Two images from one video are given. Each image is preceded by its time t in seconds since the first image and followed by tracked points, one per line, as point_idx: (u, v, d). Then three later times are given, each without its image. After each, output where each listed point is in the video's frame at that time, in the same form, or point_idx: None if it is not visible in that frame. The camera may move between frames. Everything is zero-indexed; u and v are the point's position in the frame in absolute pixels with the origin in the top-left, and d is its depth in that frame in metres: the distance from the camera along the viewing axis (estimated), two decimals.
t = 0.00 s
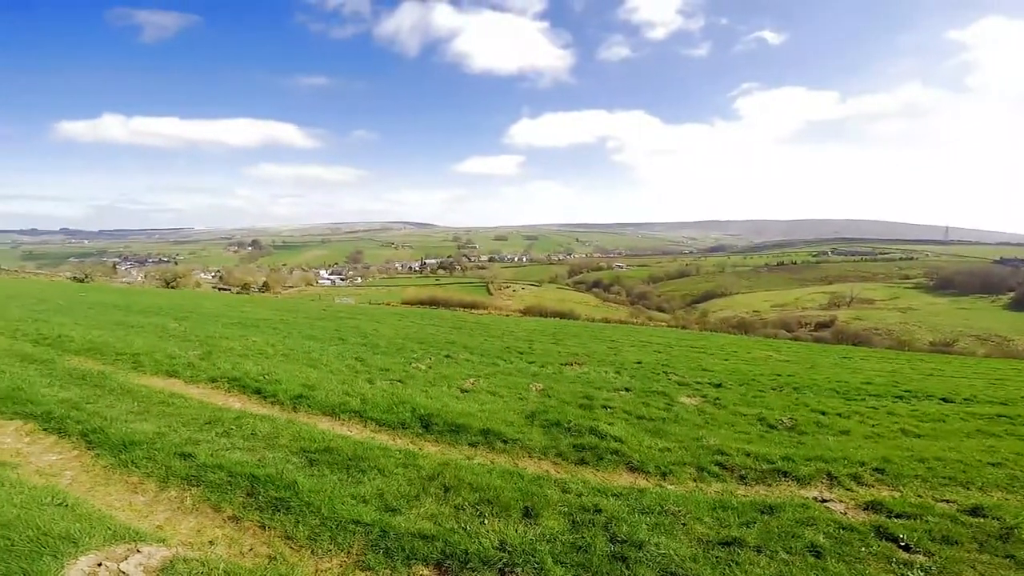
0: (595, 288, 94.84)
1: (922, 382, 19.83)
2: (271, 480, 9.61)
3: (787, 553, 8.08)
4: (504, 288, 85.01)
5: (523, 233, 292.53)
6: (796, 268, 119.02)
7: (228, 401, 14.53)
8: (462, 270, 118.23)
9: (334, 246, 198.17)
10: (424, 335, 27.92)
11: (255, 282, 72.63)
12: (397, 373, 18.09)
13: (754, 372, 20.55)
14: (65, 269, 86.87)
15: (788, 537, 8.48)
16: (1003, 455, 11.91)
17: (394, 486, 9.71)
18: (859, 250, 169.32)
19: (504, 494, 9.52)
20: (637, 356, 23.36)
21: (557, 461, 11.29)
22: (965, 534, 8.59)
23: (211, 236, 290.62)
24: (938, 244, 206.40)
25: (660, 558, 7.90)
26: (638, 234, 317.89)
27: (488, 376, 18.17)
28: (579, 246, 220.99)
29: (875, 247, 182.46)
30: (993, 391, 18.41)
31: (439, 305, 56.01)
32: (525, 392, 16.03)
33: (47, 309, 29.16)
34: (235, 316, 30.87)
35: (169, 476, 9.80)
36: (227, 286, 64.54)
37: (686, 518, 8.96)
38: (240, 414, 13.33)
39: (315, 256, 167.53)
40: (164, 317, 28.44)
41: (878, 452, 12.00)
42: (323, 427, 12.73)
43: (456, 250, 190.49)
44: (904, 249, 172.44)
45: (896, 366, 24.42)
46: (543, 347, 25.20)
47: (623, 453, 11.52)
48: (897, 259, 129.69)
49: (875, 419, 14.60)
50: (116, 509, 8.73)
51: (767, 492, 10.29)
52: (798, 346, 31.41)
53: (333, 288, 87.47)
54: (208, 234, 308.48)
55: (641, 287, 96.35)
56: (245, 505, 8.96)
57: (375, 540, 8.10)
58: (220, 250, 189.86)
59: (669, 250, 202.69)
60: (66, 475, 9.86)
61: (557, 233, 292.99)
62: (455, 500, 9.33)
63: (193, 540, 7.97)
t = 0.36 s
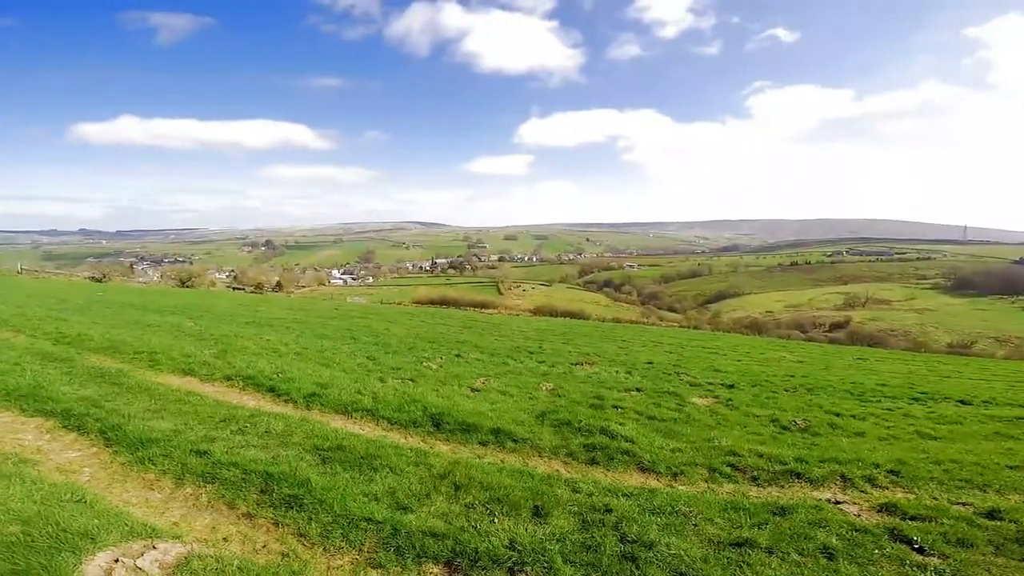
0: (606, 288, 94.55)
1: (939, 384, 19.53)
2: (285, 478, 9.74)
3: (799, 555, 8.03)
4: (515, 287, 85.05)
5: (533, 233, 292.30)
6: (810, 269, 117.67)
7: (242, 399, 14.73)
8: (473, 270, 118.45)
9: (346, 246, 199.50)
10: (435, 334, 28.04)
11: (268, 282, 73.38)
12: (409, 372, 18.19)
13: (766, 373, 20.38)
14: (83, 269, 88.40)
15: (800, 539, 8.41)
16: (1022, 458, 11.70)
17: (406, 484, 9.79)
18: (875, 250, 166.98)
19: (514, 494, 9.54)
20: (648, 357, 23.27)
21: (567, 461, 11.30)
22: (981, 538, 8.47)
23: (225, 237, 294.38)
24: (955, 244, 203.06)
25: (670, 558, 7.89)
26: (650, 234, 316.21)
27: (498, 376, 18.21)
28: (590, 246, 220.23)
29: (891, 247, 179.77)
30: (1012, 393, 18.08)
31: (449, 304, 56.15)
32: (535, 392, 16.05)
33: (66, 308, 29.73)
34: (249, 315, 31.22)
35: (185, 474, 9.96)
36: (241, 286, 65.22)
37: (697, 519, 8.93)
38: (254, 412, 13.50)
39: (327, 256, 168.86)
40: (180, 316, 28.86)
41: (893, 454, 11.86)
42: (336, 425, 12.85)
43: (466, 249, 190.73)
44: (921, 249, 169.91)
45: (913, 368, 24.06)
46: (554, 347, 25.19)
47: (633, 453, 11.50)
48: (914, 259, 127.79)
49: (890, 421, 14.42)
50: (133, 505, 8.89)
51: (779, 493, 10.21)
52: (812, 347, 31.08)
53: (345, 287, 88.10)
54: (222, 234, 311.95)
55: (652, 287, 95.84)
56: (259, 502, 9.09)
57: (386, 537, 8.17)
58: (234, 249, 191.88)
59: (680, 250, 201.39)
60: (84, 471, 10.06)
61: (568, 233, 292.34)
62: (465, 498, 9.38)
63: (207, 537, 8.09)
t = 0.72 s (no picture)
0: (619, 288, 94.12)
1: (959, 385, 19.18)
2: (301, 475, 9.87)
3: (814, 556, 7.95)
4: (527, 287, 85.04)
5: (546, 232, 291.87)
6: (826, 268, 116.00)
7: (259, 397, 14.93)
8: (485, 270, 118.64)
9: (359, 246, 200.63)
10: (447, 333, 28.15)
11: (283, 281, 74.16)
12: (422, 370, 18.30)
13: (782, 373, 20.17)
14: (103, 268, 90.14)
15: (815, 540, 8.33)
16: None
17: (419, 482, 9.86)
18: (893, 249, 164.13)
19: (526, 493, 9.56)
20: (662, 357, 23.15)
21: (580, 460, 11.30)
22: (1002, 540, 8.32)
23: (241, 236, 298.13)
24: (977, 242, 198.78)
25: (683, 558, 7.85)
26: (663, 233, 314.03)
27: (510, 375, 18.23)
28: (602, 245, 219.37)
29: (910, 246, 176.39)
30: None
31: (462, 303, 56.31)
32: (548, 391, 16.06)
33: (87, 307, 30.33)
34: (265, 314, 31.61)
35: (203, 470, 10.14)
36: (257, 285, 65.96)
37: (711, 519, 8.88)
38: (270, 410, 13.69)
39: (341, 256, 170.12)
40: (197, 315, 29.31)
41: (911, 455, 11.67)
42: (350, 423, 12.98)
43: (478, 249, 190.88)
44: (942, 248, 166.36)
45: (932, 368, 23.64)
46: (566, 347, 25.16)
47: (647, 453, 11.46)
48: (934, 259, 125.42)
49: (909, 422, 14.18)
50: (153, 501, 9.07)
51: (794, 494, 10.12)
52: (828, 347, 30.70)
53: (358, 286, 88.69)
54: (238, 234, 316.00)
55: (666, 287, 95.20)
56: (275, 499, 9.21)
57: (400, 535, 8.24)
58: (250, 249, 194.37)
59: (694, 249, 199.72)
60: (106, 468, 10.28)
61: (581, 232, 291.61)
62: (478, 497, 9.41)
63: (224, 533, 8.22)
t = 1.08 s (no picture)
0: (634, 288, 93.57)
1: (983, 389, 18.77)
2: (316, 471, 10.02)
3: (829, 560, 7.86)
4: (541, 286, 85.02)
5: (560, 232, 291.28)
6: (846, 269, 114.10)
7: (276, 394, 15.17)
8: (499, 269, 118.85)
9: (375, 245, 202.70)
10: (462, 332, 28.28)
11: (300, 279, 75.03)
12: (436, 369, 18.41)
13: (800, 376, 19.90)
14: (126, 266, 92.12)
15: (831, 543, 8.24)
16: None
17: (432, 480, 9.94)
18: (915, 250, 160.73)
19: (538, 492, 9.59)
20: (677, 358, 22.99)
21: (592, 461, 11.29)
22: None
23: (259, 235, 302.35)
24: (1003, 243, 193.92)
25: (696, 560, 7.82)
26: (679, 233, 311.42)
27: (524, 375, 18.28)
28: (617, 245, 218.22)
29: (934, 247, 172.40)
30: None
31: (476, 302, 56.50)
32: (561, 391, 16.07)
33: (111, 304, 31.03)
34: (282, 311, 32.08)
35: (222, 465, 10.34)
36: (274, 283, 66.85)
37: (725, 521, 8.82)
38: (288, 406, 13.90)
39: (357, 254, 171.61)
40: (217, 312, 29.81)
41: (932, 459, 11.46)
42: (366, 420, 13.13)
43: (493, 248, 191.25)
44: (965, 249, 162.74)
45: (956, 372, 23.15)
46: (580, 347, 25.13)
47: (661, 454, 11.41)
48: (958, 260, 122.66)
49: (930, 426, 13.91)
50: (173, 495, 9.28)
51: (810, 497, 10.00)
52: (848, 350, 30.24)
53: (373, 285, 89.35)
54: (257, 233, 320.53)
55: (681, 287, 94.41)
56: (291, 495, 9.36)
57: (412, 532, 8.33)
58: (268, 248, 197.07)
59: (710, 250, 197.72)
60: (128, 462, 10.54)
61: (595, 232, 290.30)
62: (490, 495, 9.47)
63: (241, 528, 8.36)
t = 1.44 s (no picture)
0: (650, 287, 92.96)
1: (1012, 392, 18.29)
2: (335, 468, 10.19)
3: (847, 562, 7.78)
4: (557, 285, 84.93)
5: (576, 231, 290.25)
6: (869, 269, 111.84)
7: (296, 391, 15.45)
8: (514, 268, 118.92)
9: (391, 245, 203.80)
10: (477, 331, 28.42)
11: (318, 279, 75.92)
12: (452, 368, 18.55)
13: (820, 377, 19.61)
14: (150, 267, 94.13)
15: (850, 546, 8.14)
16: None
17: (448, 478, 10.04)
18: (941, 249, 156.88)
19: (553, 491, 9.64)
20: (694, 358, 22.82)
21: (608, 460, 11.29)
22: None
23: (277, 236, 306.46)
24: None
25: (712, 561, 7.79)
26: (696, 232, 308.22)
27: (540, 374, 18.31)
28: (634, 244, 216.74)
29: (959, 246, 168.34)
30: None
31: (492, 302, 56.68)
32: (577, 390, 16.08)
33: (137, 304, 31.80)
34: (302, 311, 32.54)
35: (243, 462, 10.57)
36: (293, 284, 67.74)
37: (742, 522, 8.77)
38: (307, 404, 14.15)
39: (375, 254, 173.53)
40: (238, 311, 30.36)
41: (956, 462, 11.24)
42: (383, 418, 13.29)
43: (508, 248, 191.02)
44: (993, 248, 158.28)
45: (982, 374, 22.57)
46: (596, 347, 25.07)
47: (677, 455, 11.35)
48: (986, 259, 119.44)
49: (955, 429, 13.63)
50: (196, 492, 9.50)
51: (829, 499, 9.89)
52: (869, 351, 29.71)
53: (390, 284, 90.09)
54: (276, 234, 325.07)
55: (698, 287, 93.50)
56: (311, 492, 9.53)
57: (429, 529, 8.43)
58: (287, 249, 199.79)
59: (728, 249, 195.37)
60: (153, 459, 10.82)
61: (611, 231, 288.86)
62: (505, 494, 9.53)
63: (261, 524, 8.54)
